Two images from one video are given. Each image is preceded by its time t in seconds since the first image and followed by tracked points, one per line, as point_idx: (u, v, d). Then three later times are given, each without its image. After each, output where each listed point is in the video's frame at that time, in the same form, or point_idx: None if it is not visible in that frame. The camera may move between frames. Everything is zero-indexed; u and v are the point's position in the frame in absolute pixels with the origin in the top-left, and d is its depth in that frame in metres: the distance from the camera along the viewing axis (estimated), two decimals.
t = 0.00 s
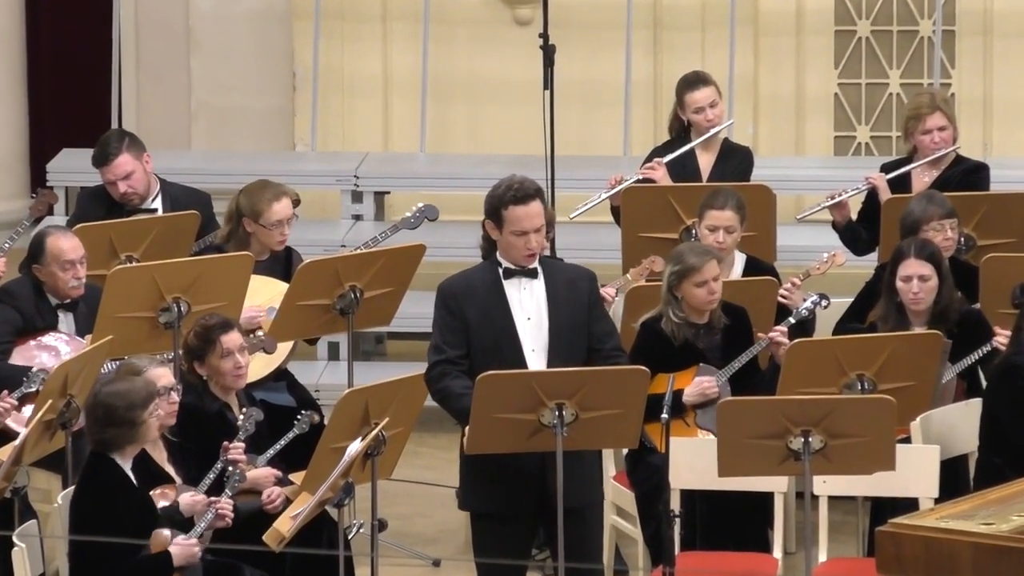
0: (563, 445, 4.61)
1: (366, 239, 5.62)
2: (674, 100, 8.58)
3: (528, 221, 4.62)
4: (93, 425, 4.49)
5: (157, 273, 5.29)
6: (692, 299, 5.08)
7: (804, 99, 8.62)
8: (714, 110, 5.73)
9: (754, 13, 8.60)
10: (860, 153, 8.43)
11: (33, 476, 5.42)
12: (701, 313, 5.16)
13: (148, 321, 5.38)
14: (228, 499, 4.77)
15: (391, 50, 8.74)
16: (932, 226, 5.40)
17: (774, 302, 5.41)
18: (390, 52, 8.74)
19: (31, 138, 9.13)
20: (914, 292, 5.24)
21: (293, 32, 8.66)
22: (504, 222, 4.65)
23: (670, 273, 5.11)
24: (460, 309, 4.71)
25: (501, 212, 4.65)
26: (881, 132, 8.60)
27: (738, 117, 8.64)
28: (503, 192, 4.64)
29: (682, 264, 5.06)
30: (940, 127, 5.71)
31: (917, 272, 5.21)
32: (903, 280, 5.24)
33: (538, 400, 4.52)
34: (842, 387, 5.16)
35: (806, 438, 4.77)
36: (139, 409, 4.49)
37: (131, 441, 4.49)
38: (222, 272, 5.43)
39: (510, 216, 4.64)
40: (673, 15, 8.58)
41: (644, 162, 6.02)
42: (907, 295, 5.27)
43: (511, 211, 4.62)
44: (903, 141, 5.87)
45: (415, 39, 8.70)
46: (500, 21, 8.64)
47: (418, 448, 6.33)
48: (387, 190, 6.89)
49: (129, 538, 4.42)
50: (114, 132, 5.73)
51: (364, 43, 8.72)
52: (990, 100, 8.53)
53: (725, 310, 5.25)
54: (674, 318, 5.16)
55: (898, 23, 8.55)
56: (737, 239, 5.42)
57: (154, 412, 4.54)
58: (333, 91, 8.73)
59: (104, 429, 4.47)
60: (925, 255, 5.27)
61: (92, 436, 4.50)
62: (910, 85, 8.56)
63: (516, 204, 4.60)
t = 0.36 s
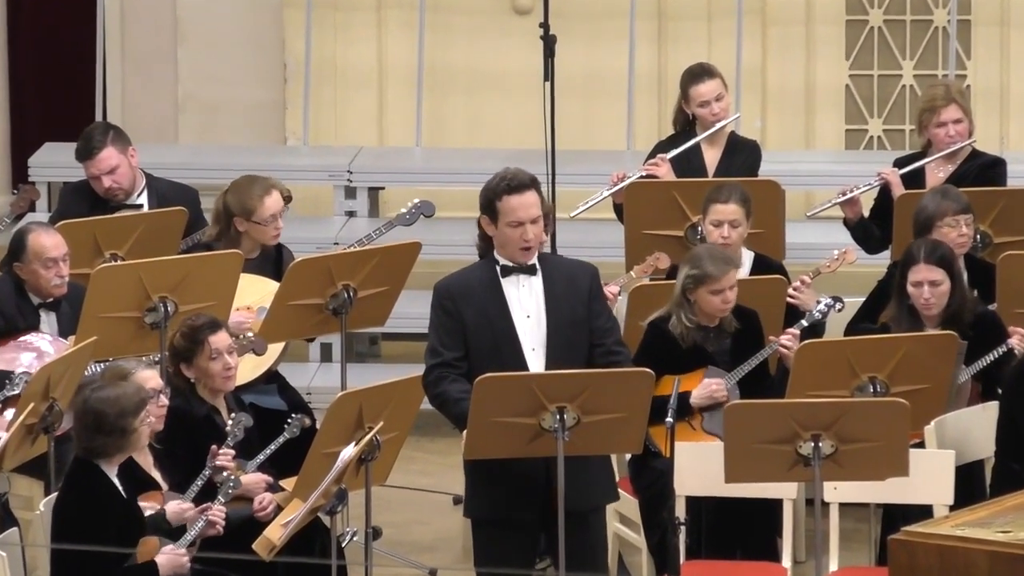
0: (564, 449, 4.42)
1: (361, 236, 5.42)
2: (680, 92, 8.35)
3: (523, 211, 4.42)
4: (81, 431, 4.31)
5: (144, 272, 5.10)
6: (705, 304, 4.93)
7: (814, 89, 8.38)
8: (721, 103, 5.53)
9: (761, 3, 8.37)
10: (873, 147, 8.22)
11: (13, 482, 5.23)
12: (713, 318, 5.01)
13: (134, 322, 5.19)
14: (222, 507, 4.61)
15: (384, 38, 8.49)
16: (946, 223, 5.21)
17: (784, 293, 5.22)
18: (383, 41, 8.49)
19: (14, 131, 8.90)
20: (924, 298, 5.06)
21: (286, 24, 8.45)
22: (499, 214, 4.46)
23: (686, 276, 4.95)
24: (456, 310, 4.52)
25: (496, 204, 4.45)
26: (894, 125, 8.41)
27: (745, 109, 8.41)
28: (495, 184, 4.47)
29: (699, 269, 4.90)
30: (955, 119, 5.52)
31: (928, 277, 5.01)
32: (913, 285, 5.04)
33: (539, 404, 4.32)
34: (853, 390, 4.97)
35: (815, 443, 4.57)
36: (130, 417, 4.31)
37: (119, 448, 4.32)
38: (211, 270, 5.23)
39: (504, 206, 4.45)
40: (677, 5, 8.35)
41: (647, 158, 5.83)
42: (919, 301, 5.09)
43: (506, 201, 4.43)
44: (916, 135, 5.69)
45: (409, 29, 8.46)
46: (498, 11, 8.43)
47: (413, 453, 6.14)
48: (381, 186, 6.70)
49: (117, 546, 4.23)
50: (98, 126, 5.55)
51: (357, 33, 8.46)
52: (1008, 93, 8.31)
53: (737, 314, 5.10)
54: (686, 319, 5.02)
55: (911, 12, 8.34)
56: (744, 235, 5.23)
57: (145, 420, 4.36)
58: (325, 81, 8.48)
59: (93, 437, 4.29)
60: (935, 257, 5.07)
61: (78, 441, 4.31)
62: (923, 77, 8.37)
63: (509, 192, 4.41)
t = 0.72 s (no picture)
0: (568, 454, 4.24)
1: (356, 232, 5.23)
2: (686, 82, 8.13)
3: (523, 204, 4.25)
4: (74, 434, 4.11)
5: (130, 271, 4.91)
6: (723, 316, 4.75)
7: (825, 78, 8.16)
8: (728, 96, 5.35)
9: None
10: (887, 141, 7.99)
11: None
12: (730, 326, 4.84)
13: (120, 322, 5.00)
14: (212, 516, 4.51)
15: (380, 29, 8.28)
16: (963, 220, 5.04)
17: (795, 292, 5.04)
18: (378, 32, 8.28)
19: None
20: (943, 306, 4.88)
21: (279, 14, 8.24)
22: (498, 210, 4.29)
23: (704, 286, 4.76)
24: (456, 312, 4.33)
25: (495, 199, 4.28)
26: (908, 119, 8.16)
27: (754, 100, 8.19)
28: (493, 178, 4.29)
29: (719, 282, 4.70)
30: (971, 111, 5.39)
31: (948, 285, 4.83)
32: (932, 293, 4.87)
33: (539, 407, 4.14)
34: (866, 393, 4.79)
35: (827, 448, 4.38)
36: (125, 426, 4.11)
37: (111, 458, 4.12)
38: (199, 269, 5.04)
39: (503, 201, 4.27)
40: None
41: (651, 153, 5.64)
42: (937, 309, 4.93)
43: (505, 194, 4.26)
44: (931, 129, 5.56)
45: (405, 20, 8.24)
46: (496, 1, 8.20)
47: (409, 457, 5.95)
48: (377, 182, 6.50)
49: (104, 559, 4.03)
50: (81, 118, 5.41)
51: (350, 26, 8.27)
52: None
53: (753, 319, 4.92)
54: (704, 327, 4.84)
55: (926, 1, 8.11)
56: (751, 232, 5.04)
57: (139, 430, 4.17)
58: (319, 74, 8.27)
59: (86, 443, 4.09)
60: (956, 265, 4.88)
61: (70, 444, 4.11)
62: (939, 68, 8.12)
63: (508, 184, 4.25)
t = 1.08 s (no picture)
0: (568, 462, 4.06)
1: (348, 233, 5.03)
2: (691, 76, 7.92)
3: (524, 206, 4.06)
4: (55, 438, 3.92)
5: (113, 272, 4.72)
6: (733, 324, 4.59)
7: (836, 72, 7.93)
8: (735, 91, 5.17)
9: None
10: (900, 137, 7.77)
11: None
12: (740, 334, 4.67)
13: (102, 325, 4.80)
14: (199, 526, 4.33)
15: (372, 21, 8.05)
16: (982, 223, 4.86)
17: (804, 296, 4.85)
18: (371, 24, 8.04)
19: None
20: (964, 314, 4.72)
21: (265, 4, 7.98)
22: (497, 211, 4.09)
23: (715, 292, 4.58)
24: (451, 315, 4.14)
25: (494, 200, 4.09)
26: (922, 114, 7.95)
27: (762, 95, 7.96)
28: (493, 180, 4.10)
29: (729, 290, 4.53)
30: (986, 107, 5.24)
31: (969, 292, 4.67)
32: (953, 300, 4.71)
33: (538, 414, 3.96)
34: (877, 400, 4.60)
35: (837, 457, 4.18)
36: (108, 428, 3.92)
37: (93, 462, 3.93)
38: (184, 271, 4.84)
39: (502, 203, 4.08)
40: None
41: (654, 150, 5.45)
42: (958, 316, 4.76)
43: (505, 196, 4.06)
44: (945, 125, 5.40)
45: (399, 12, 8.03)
46: None
47: (403, 466, 5.75)
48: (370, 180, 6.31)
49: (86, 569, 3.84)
50: (63, 113, 5.28)
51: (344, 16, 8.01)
52: None
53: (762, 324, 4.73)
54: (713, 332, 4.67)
55: None
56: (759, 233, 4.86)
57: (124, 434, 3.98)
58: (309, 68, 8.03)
59: (68, 443, 3.90)
60: (980, 271, 4.71)
61: (52, 448, 3.92)
62: (954, 62, 7.93)
63: (508, 187, 4.05)
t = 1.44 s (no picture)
0: (568, 470, 3.88)
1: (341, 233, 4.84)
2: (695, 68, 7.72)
3: (524, 204, 3.87)
4: (35, 443, 3.73)
5: (95, 272, 4.53)
6: (739, 325, 4.40)
7: (846, 66, 7.72)
8: (743, 84, 4.99)
9: None
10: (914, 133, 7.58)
11: None
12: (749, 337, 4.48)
13: (84, 327, 4.61)
14: (183, 543, 4.16)
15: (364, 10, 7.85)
16: (1006, 231, 4.68)
17: (814, 297, 4.67)
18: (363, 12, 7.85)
19: None
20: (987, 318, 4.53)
21: None
22: (496, 209, 3.91)
23: (720, 292, 4.40)
24: (447, 315, 3.96)
25: (493, 198, 3.91)
26: (935, 108, 7.79)
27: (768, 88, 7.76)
28: (493, 177, 3.92)
29: (735, 290, 4.35)
30: (1004, 102, 5.07)
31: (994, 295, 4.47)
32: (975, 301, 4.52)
33: (536, 420, 3.78)
34: (890, 405, 4.41)
35: (848, 465, 3.97)
36: (92, 434, 3.76)
37: (78, 469, 3.74)
38: (170, 271, 4.66)
39: (502, 201, 3.89)
40: None
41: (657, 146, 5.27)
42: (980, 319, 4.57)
43: (505, 193, 3.88)
44: (961, 119, 5.24)
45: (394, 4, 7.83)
46: None
47: (396, 474, 5.57)
48: (360, 177, 6.14)
49: None
50: (43, 106, 5.13)
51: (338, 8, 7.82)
52: None
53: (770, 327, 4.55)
54: (719, 335, 4.48)
55: None
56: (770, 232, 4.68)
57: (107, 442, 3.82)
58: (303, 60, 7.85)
59: (50, 449, 3.71)
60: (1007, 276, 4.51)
61: (31, 454, 3.73)
62: (970, 54, 7.74)
63: (509, 185, 3.88)
